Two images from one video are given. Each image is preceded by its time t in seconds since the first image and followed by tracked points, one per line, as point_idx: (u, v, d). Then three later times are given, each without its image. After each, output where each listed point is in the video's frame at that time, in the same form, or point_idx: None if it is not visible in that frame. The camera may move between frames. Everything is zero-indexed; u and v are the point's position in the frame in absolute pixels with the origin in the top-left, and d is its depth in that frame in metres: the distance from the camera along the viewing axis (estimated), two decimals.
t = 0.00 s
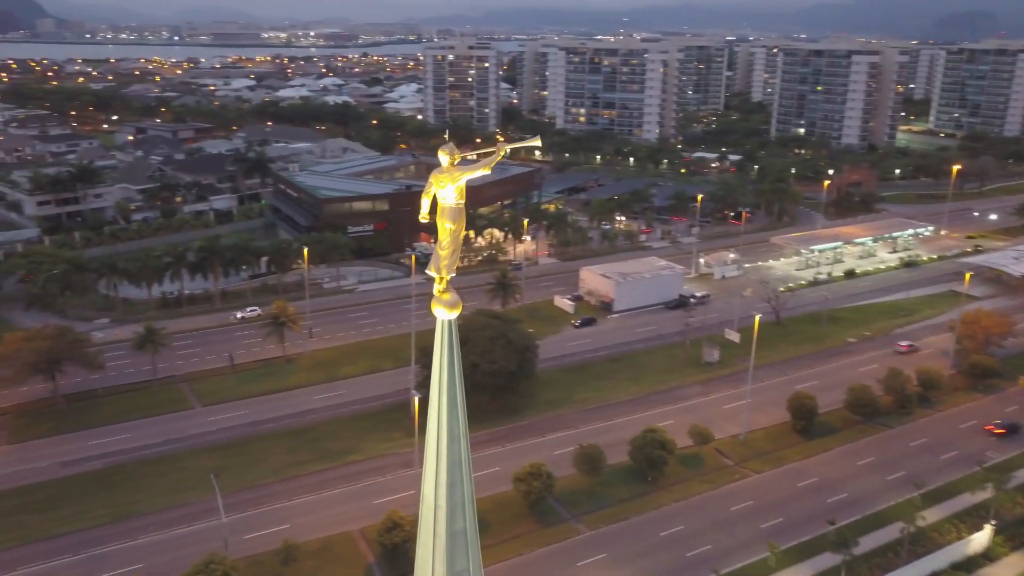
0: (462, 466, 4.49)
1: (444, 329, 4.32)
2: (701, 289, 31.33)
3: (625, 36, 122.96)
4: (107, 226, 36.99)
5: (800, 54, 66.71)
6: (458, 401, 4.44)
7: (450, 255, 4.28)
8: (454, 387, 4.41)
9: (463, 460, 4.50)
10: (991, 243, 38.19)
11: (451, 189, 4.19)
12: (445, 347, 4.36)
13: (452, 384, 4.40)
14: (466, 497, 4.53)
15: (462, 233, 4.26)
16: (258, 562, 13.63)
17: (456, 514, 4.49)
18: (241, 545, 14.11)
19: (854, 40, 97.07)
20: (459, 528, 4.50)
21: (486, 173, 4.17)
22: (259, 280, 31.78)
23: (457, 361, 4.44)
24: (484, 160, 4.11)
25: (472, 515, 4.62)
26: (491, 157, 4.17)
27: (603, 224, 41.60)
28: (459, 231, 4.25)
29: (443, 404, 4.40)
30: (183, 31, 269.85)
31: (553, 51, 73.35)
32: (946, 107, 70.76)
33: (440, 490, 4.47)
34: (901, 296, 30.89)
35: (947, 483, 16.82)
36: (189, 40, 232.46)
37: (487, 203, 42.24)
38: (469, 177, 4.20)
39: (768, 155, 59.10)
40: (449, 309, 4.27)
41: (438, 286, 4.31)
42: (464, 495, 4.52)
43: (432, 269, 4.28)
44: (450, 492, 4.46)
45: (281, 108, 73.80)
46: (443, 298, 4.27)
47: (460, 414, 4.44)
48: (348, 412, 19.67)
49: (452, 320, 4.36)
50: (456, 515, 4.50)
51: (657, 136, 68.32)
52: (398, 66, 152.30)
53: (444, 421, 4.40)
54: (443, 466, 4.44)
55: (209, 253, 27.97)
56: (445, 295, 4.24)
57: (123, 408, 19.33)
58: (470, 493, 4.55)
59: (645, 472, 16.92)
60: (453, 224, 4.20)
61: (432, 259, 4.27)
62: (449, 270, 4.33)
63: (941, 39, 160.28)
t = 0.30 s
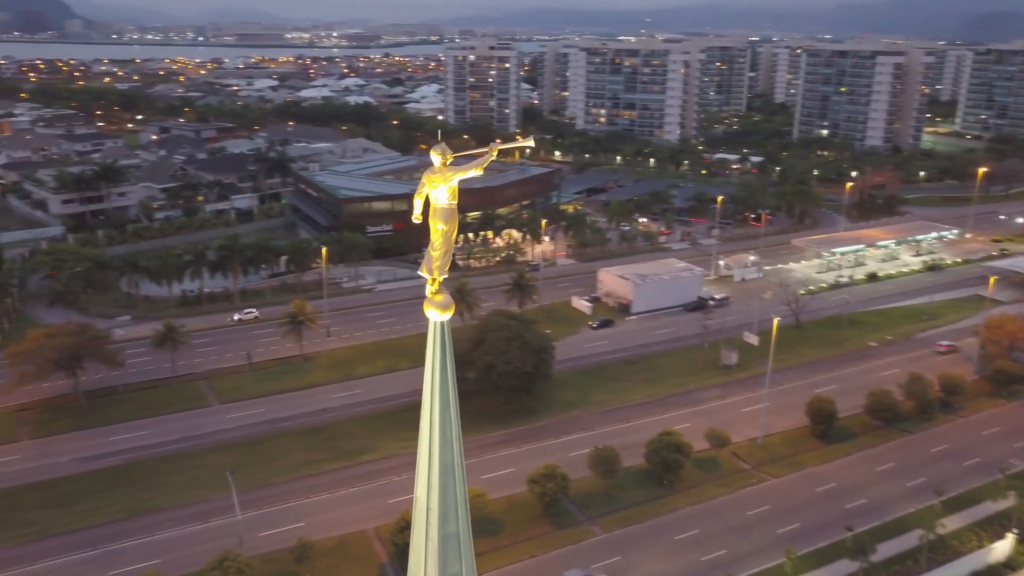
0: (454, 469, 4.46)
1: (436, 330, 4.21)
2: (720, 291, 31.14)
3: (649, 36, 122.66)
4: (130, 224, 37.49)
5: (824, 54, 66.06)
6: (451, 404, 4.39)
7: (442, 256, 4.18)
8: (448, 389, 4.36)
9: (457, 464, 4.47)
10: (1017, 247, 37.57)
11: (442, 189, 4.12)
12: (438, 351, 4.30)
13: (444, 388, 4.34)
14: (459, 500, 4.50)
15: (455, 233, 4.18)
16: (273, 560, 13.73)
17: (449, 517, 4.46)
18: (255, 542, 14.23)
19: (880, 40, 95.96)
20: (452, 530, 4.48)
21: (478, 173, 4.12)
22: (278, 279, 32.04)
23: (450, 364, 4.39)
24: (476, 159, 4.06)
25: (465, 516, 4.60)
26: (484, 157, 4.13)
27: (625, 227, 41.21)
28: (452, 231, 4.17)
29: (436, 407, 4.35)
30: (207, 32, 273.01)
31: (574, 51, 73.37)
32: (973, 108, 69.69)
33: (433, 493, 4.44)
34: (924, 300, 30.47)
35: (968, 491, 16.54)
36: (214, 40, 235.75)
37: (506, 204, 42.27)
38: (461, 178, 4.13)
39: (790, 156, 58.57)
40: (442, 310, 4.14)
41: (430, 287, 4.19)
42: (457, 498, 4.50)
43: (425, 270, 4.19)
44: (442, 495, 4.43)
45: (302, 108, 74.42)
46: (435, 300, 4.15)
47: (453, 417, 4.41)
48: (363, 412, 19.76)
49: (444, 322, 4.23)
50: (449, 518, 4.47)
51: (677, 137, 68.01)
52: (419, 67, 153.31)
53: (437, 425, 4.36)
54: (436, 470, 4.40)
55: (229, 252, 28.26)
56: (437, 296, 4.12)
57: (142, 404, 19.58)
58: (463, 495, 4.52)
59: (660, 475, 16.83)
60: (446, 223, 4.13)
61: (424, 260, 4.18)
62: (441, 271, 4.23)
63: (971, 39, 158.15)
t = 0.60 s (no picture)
0: (446, 470, 4.26)
1: (427, 331, 4.09)
2: (740, 293, 30.93)
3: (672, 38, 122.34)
4: (152, 223, 38.00)
5: (848, 55, 65.37)
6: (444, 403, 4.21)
7: (434, 257, 4.08)
8: (439, 387, 4.18)
9: (450, 465, 4.28)
10: None
11: (434, 189, 4.02)
12: (429, 346, 4.14)
13: (436, 385, 4.18)
14: (451, 503, 4.29)
15: (446, 234, 4.06)
16: (287, 557, 13.82)
17: (441, 520, 4.26)
18: (271, 540, 14.35)
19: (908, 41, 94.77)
20: (444, 535, 4.27)
21: (470, 173, 4.03)
22: (298, 278, 32.31)
23: (444, 363, 4.23)
24: (469, 158, 3.96)
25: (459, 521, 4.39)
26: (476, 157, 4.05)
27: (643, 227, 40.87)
28: (443, 232, 4.06)
29: (426, 406, 4.18)
30: (230, 33, 276.12)
31: (596, 52, 73.34)
32: (1001, 111, 68.58)
33: (424, 495, 4.26)
34: (949, 304, 30.04)
35: (991, 499, 16.26)
36: (239, 40, 238.87)
37: (525, 204, 42.26)
38: (452, 177, 4.03)
39: (812, 158, 57.96)
40: (433, 312, 4.04)
41: (421, 289, 4.10)
42: (449, 501, 4.29)
43: (416, 271, 4.09)
44: (433, 497, 4.24)
45: (324, 108, 75.02)
46: (427, 301, 4.05)
47: (445, 417, 4.22)
48: (380, 411, 19.86)
49: (436, 323, 4.13)
50: (440, 521, 4.26)
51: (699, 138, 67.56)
52: (442, 67, 154.21)
53: (428, 424, 4.18)
54: (427, 471, 4.23)
55: (250, 251, 28.54)
56: (428, 298, 4.03)
57: (162, 401, 19.83)
58: (456, 499, 4.32)
59: (676, 478, 16.73)
60: (437, 224, 4.02)
61: (415, 261, 4.08)
62: (433, 272, 4.13)
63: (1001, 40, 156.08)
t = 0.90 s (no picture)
0: (436, 476, 4.39)
1: (417, 335, 4.19)
2: (760, 296, 30.66)
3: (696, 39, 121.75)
4: (174, 221, 38.44)
5: (873, 56, 64.68)
6: (433, 412, 4.33)
7: (424, 257, 4.17)
8: (428, 399, 4.30)
9: (440, 470, 4.42)
10: None
11: (424, 190, 4.10)
12: (420, 358, 4.25)
13: (426, 395, 4.29)
14: (441, 508, 4.42)
15: (436, 235, 4.16)
16: (301, 556, 13.89)
17: (430, 525, 4.39)
18: (285, 538, 14.43)
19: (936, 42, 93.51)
20: (434, 538, 4.40)
21: (460, 174, 4.12)
22: (317, 277, 32.51)
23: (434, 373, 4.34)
24: (458, 159, 4.06)
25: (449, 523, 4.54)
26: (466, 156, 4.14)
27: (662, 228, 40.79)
28: (433, 233, 4.15)
29: (416, 416, 4.30)
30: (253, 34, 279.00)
31: (617, 53, 73.22)
32: None
33: (414, 499, 4.38)
34: (974, 308, 29.57)
35: (1014, 507, 15.96)
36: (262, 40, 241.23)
37: (544, 205, 42.19)
38: (442, 179, 4.13)
39: (836, 160, 57.31)
40: (423, 313, 4.13)
41: (412, 289, 4.21)
42: (439, 506, 4.43)
43: (406, 272, 4.20)
44: (423, 501, 4.37)
45: (346, 108, 75.46)
46: (416, 301, 4.16)
47: (434, 424, 4.35)
48: (396, 410, 19.93)
49: (426, 326, 4.22)
50: (431, 524, 4.39)
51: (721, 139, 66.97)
52: (464, 68, 154.70)
53: (418, 433, 4.29)
54: (417, 477, 4.35)
55: (269, 250, 28.75)
56: (418, 299, 4.11)
57: (181, 398, 20.03)
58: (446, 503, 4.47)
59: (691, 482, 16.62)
60: (427, 225, 4.12)
61: (405, 262, 4.19)
62: (425, 272, 4.22)
63: None
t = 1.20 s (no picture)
0: (425, 478, 4.32)
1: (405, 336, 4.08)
2: (780, 298, 30.40)
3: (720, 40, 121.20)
4: (196, 221, 38.88)
5: (899, 56, 63.90)
6: (423, 413, 4.26)
7: (412, 258, 4.08)
8: (417, 400, 4.22)
9: (429, 472, 4.34)
10: None
11: (412, 189, 4.00)
12: (408, 359, 4.16)
13: (414, 397, 4.20)
14: (431, 510, 4.35)
15: (424, 234, 4.05)
16: (314, 554, 13.98)
17: (419, 528, 4.32)
18: (300, 535, 14.53)
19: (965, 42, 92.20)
20: (423, 540, 4.34)
21: (448, 173, 4.00)
22: (335, 277, 32.72)
23: (423, 374, 4.25)
24: (446, 158, 3.93)
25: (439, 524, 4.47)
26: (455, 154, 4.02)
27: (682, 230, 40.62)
28: (421, 233, 4.04)
29: (404, 417, 4.22)
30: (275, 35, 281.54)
31: (639, 53, 73.10)
32: None
33: (403, 501, 4.31)
34: (999, 313, 29.10)
35: None
36: (285, 41, 243.69)
37: (563, 206, 42.14)
38: (430, 178, 4.02)
39: (859, 162, 56.61)
40: (411, 313, 4.02)
41: (400, 289, 4.09)
42: (429, 506, 4.35)
43: (394, 272, 4.07)
44: (412, 504, 4.29)
45: (367, 109, 75.87)
46: (405, 302, 4.04)
47: (424, 424, 4.27)
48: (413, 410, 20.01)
49: (414, 326, 4.11)
50: (419, 527, 4.32)
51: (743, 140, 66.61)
52: (486, 68, 154.99)
53: (406, 435, 4.21)
54: (405, 479, 4.27)
55: (288, 249, 28.98)
56: (406, 299, 4.01)
57: (199, 396, 20.25)
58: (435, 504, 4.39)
59: (707, 485, 16.50)
60: (415, 224, 4.01)
61: (392, 262, 4.07)
62: (413, 272, 4.11)
63: None
